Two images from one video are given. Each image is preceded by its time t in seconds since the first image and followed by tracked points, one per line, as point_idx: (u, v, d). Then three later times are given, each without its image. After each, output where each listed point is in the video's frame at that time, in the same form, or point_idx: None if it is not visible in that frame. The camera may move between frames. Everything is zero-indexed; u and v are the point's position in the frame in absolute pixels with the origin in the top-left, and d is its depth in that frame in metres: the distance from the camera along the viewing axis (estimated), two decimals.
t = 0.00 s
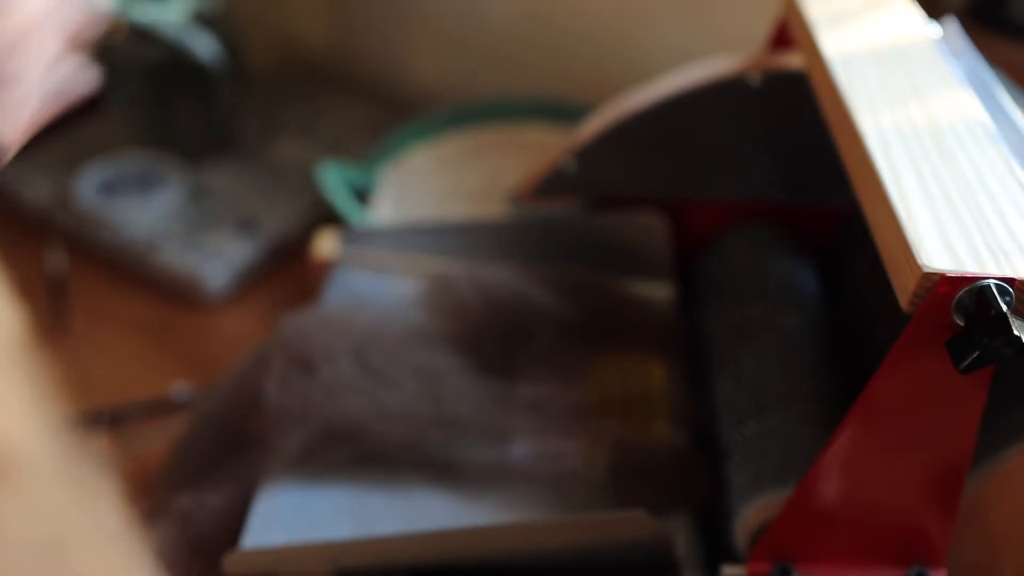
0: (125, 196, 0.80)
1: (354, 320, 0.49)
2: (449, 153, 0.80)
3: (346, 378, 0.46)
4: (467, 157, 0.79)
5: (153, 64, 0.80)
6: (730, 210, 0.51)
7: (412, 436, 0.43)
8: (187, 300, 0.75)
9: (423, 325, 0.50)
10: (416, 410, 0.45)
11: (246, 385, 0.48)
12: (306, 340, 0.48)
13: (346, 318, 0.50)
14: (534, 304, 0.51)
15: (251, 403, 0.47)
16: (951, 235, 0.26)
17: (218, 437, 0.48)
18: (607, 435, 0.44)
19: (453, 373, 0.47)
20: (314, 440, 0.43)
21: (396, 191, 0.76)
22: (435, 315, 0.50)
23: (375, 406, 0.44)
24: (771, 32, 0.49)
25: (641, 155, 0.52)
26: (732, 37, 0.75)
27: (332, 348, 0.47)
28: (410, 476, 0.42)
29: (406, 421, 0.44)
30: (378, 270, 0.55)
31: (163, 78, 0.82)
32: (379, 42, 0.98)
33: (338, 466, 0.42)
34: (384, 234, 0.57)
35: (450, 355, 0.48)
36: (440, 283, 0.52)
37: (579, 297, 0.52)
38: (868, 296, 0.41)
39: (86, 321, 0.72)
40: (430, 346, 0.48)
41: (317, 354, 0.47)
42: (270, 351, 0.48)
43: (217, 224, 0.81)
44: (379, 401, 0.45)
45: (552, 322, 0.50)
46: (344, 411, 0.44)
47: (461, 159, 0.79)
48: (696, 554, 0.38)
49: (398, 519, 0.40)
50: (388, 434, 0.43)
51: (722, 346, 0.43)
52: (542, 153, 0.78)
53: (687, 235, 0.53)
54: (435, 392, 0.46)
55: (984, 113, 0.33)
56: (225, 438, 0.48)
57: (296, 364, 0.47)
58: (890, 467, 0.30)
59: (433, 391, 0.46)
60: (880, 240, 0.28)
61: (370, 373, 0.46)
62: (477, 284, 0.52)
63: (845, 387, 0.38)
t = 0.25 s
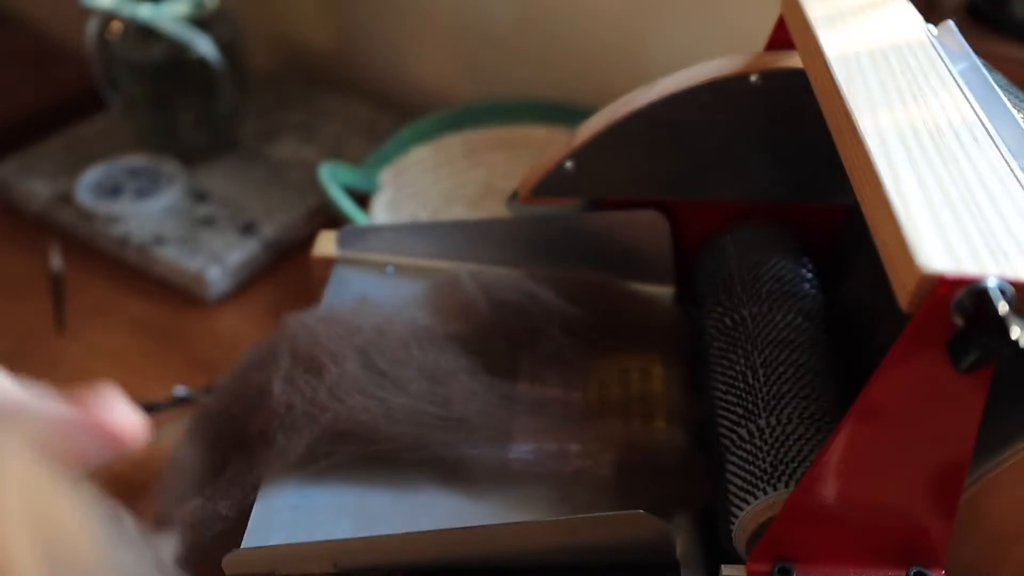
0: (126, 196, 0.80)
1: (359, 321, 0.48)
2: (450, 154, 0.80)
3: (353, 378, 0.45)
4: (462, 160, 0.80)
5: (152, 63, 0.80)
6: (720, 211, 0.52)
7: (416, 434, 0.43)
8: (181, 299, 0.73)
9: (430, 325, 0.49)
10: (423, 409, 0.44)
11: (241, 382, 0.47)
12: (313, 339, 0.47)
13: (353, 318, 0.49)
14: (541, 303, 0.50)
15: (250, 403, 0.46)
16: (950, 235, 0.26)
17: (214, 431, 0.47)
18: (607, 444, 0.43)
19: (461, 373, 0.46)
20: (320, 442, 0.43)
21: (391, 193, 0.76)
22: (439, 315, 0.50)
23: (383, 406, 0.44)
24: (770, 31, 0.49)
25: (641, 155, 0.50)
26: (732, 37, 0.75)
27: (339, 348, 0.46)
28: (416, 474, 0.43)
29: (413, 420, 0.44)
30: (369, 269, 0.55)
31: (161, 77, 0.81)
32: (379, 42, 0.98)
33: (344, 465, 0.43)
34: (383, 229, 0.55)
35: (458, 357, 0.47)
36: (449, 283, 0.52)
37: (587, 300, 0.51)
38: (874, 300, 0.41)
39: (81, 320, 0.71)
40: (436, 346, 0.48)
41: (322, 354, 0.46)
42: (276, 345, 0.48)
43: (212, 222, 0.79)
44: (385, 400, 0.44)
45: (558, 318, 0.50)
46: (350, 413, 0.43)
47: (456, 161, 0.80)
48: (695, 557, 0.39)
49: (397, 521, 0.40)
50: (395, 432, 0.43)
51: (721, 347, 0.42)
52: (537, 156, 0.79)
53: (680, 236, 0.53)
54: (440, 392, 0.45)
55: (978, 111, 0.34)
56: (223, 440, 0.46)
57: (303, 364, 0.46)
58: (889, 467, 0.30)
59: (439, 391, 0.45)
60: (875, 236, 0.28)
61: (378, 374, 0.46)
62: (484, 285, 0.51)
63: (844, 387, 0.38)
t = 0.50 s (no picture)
0: (127, 198, 0.80)
1: (364, 320, 0.50)
2: (451, 156, 0.82)
3: (360, 378, 0.46)
4: (463, 163, 0.82)
5: (150, 65, 0.79)
6: (715, 210, 0.52)
7: (423, 434, 0.43)
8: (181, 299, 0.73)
9: (438, 326, 0.50)
10: (429, 409, 0.44)
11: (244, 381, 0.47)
12: (320, 337, 0.48)
13: (360, 317, 0.50)
14: (548, 304, 0.51)
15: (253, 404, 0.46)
16: (949, 237, 0.26)
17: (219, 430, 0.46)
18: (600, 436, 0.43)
19: (468, 374, 0.46)
20: (326, 438, 0.44)
21: (391, 192, 0.76)
22: (441, 314, 0.51)
23: (389, 407, 0.44)
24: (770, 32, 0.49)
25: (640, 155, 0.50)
26: (732, 38, 0.76)
27: (346, 348, 0.47)
28: (421, 475, 0.42)
29: (419, 419, 0.44)
30: (369, 269, 0.55)
31: (159, 78, 0.80)
32: (379, 42, 0.98)
33: (350, 463, 0.43)
34: (383, 228, 0.55)
35: (462, 357, 0.48)
36: (458, 284, 0.52)
37: (592, 300, 0.52)
38: (874, 300, 0.41)
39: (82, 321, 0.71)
40: (443, 346, 0.49)
41: (328, 355, 0.47)
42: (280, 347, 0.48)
43: (212, 222, 0.78)
44: (391, 401, 0.45)
45: (566, 321, 0.51)
46: (356, 412, 0.44)
47: (458, 164, 0.82)
48: (696, 555, 0.38)
49: (401, 520, 0.40)
50: (400, 432, 0.43)
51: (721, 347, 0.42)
52: (536, 158, 0.80)
53: (678, 235, 0.53)
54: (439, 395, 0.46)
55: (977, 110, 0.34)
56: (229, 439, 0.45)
57: (310, 363, 0.47)
58: (889, 467, 0.30)
59: (447, 391, 0.45)
60: (873, 235, 0.28)
61: (384, 374, 0.46)
62: (489, 285, 0.52)
63: (845, 386, 0.38)
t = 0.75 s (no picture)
0: (126, 198, 0.80)
1: (372, 321, 0.48)
2: (450, 157, 0.82)
3: (367, 378, 0.45)
4: (463, 163, 0.82)
5: (151, 65, 0.79)
6: (716, 210, 0.52)
7: (430, 434, 0.43)
8: (180, 299, 0.73)
9: (446, 328, 0.49)
10: (436, 411, 0.44)
11: (259, 381, 0.46)
12: (327, 336, 0.47)
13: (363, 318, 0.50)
14: (556, 304, 0.50)
15: (259, 398, 0.46)
16: (949, 237, 0.26)
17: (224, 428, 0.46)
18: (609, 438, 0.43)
19: (477, 376, 0.46)
20: (332, 442, 0.43)
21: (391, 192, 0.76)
22: (449, 313, 0.50)
23: (397, 407, 0.44)
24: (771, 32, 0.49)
25: (640, 155, 0.50)
26: (732, 38, 0.76)
27: (353, 347, 0.46)
28: (430, 474, 0.42)
29: (426, 420, 0.43)
30: (370, 270, 0.55)
31: (160, 78, 0.80)
32: (379, 43, 0.98)
33: (359, 465, 0.43)
34: (382, 229, 0.55)
35: (470, 358, 0.47)
36: (465, 283, 0.51)
37: (599, 301, 0.51)
38: (874, 300, 0.41)
39: (82, 321, 0.71)
40: (450, 347, 0.48)
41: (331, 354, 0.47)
42: (286, 343, 0.48)
43: (212, 222, 0.78)
44: (399, 401, 0.44)
45: (574, 323, 0.50)
46: (364, 413, 0.43)
47: (458, 164, 0.82)
48: (697, 556, 0.38)
49: (399, 519, 0.40)
50: (409, 433, 0.43)
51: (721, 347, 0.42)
52: (536, 158, 0.80)
53: (678, 235, 0.53)
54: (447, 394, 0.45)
55: (978, 111, 0.34)
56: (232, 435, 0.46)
57: (317, 362, 0.46)
58: (890, 467, 0.30)
59: (453, 392, 0.45)
60: (873, 236, 0.28)
61: (392, 374, 0.46)
62: (497, 285, 0.51)
63: (845, 387, 0.38)
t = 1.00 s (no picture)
0: (126, 198, 0.80)
1: (381, 320, 0.49)
2: (450, 157, 0.82)
3: (375, 379, 0.45)
4: (463, 163, 0.82)
5: (150, 65, 0.79)
6: (716, 209, 0.52)
7: (436, 435, 0.43)
8: (180, 299, 0.73)
9: (455, 328, 0.49)
10: (445, 413, 0.43)
11: (266, 379, 0.47)
12: (335, 335, 0.47)
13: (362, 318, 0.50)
14: (565, 306, 0.51)
15: (264, 395, 0.46)
16: (949, 238, 0.26)
17: (226, 426, 0.46)
18: (609, 436, 0.43)
19: (484, 377, 0.46)
20: (337, 442, 0.43)
21: (391, 192, 0.77)
22: (455, 313, 0.50)
23: (404, 409, 0.43)
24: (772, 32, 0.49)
25: (640, 155, 0.50)
26: (732, 38, 0.76)
27: (361, 348, 0.47)
28: (435, 474, 0.42)
29: (435, 421, 0.43)
30: (369, 269, 0.55)
31: (160, 78, 0.80)
32: (379, 42, 0.98)
33: (359, 465, 0.43)
34: (381, 229, 0.55)
35: (477, 358, 0.47)
36: (474, 282, 0.51)
37: (609, 304, 0.52)
38: (874, 300, 0.41)
39: (80, 321, 0.70)
40: (456, 347, 0.48)
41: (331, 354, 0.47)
42: (292, 342, 0.48)
43: (212, 222, 0.78)
44: (405, 403, 0.44)
45: (583, 324, 0.50)
46: (370, 414, 0.43)
47: (458, 164, 0.82)
48: (696, 559, 0.39)
49: (398, 520, 0.40)
50: (413, 434, 0.43)
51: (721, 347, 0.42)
52: (535, 158, 0.80)
53: (678, 234, 0.54)
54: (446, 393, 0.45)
55: (978, 111, 0.34)
56: (233, 434, 0.46)
57: (325, 361, 0.46)
58: (889, 468, 0.30)
59: (461, 393, 0.45)
60: (873, 236, 0.28)
61: (401, 375, 0.45)
62: (506, 286, 0.51)
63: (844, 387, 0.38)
